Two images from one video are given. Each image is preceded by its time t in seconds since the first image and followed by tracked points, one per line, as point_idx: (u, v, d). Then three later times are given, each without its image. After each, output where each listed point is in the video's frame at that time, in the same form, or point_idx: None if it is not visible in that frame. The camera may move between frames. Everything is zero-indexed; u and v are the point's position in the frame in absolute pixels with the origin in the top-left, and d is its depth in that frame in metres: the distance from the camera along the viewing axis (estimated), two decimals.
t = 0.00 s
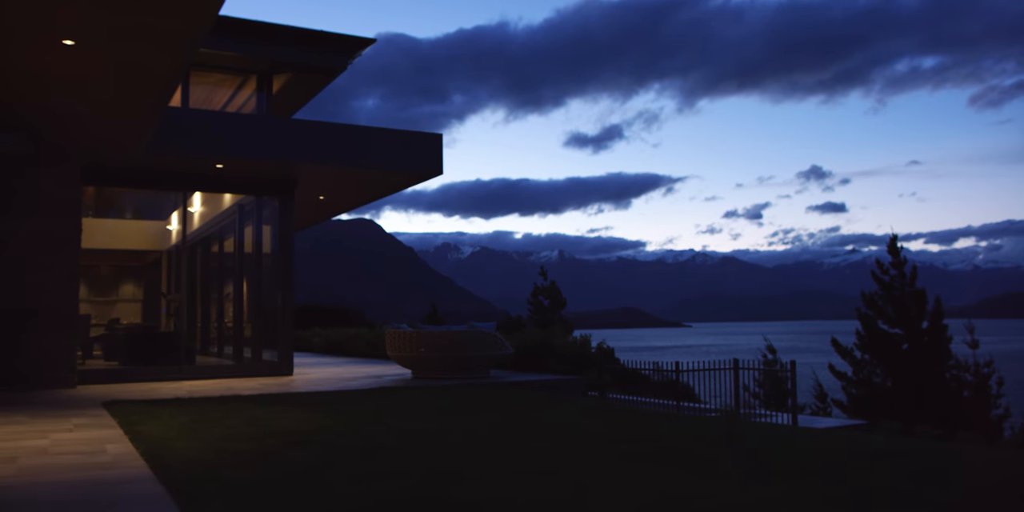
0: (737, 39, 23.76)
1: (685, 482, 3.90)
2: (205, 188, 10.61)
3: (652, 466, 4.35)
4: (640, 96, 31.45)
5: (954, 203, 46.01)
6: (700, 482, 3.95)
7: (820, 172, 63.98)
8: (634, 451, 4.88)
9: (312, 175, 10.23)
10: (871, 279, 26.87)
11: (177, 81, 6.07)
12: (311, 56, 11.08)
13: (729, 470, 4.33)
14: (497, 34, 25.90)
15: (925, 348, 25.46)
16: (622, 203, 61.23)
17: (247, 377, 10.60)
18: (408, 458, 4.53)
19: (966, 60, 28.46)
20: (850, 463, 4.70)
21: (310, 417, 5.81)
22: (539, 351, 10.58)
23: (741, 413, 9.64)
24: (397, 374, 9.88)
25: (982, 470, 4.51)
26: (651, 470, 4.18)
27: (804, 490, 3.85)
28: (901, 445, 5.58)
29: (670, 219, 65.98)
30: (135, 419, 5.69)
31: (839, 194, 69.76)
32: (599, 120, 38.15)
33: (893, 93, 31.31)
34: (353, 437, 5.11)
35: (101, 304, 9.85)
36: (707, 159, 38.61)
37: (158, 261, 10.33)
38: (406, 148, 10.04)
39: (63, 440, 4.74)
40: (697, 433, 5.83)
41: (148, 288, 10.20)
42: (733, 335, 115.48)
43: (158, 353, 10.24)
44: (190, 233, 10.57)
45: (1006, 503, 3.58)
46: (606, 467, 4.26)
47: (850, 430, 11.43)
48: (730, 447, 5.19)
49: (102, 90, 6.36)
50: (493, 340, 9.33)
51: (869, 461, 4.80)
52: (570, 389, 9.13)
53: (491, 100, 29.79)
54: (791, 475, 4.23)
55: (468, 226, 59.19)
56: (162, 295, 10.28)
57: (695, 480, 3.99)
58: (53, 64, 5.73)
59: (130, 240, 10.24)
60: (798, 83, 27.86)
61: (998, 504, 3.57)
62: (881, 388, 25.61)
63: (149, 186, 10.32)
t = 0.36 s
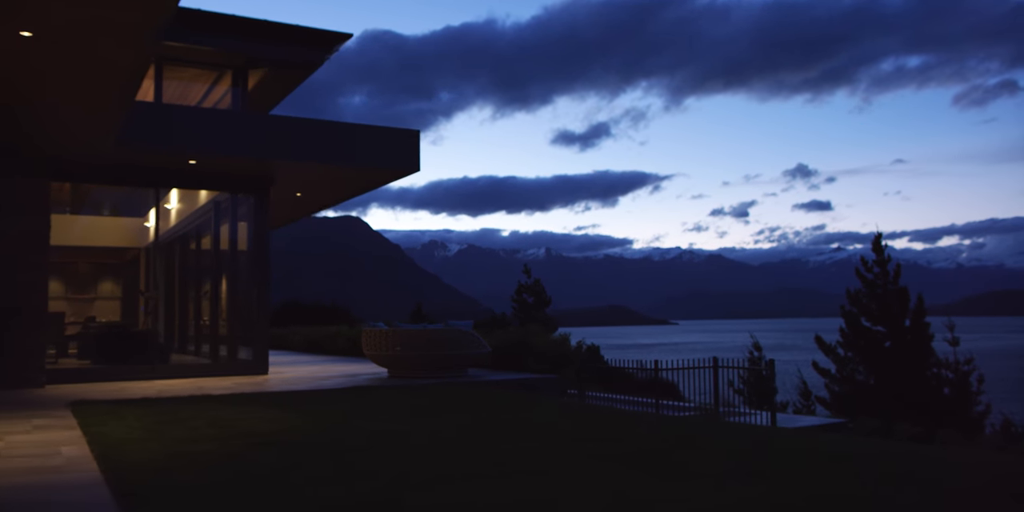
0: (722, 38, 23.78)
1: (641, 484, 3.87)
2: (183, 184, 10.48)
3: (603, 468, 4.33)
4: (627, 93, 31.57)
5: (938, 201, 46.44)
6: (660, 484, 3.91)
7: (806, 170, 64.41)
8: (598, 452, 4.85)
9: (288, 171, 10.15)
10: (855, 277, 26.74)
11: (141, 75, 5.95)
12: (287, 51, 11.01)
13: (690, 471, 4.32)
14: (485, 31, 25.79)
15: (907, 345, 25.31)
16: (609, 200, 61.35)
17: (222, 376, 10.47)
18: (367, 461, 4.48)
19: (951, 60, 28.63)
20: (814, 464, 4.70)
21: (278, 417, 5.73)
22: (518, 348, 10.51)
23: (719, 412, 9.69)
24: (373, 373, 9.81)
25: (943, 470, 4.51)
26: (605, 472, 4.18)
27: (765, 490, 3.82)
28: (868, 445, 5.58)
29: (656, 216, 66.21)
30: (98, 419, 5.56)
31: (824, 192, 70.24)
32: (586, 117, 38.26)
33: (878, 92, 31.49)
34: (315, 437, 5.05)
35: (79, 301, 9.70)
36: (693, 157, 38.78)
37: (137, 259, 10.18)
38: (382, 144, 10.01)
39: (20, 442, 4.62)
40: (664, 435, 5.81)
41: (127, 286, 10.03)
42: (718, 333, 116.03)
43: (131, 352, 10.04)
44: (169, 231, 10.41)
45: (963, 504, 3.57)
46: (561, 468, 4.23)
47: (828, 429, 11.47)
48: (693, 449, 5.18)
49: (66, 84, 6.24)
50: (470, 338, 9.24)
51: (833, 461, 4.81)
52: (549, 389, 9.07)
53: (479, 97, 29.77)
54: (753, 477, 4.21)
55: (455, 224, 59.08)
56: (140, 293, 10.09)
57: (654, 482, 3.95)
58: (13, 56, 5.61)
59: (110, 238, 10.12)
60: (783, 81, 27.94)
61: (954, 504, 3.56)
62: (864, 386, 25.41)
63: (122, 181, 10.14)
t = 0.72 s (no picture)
0: (707, 38, 23.79)
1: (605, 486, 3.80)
2: (160, 182, 10.34)
3: (572, 470, 4.27)
4: (615, 93, 31.73)
5: (921, 203, 46.92)
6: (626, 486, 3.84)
7: (791, 171, 64.96)
8: (568, 454, 4.78)
9: (263, 168, 10.05)
10: (839, 276, 26.80)
11: (106, 68, 5.89)
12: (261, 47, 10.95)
13: (658, 473, 4.26)
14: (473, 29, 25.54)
15: (890, 344, 25.25)
16: (596, 200, 61.53)
17: (196, 375, 10.34)
18: (329, 463, 4.40)
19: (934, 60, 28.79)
20: (784, 464, 4.66)
21: (243, 419, 5.64)
22: (495, 348, 10.41)
23: (698, 413, 9.71)
24: (349, 372, 9.70)
25: (912, 472, 4.48)
26: (572, 474, 4.11)
27: (732, 493, 3.76)
28: (840, 446, 5.54)
29: (642, 216, 66.49)
30: (60, 420, 5.45)
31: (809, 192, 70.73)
32: (573, 117, 38.38)
33: (862, 94, 31.70)
34: (279, 438, 4.95)
35: (56, 301, 9.60)
36: (679, 157, 38.97)
37: (115, 257, 10.11)
38: (358, 142, 9.92)
39: None
40: (636, 436, 5.75)
41: (105, 285, 9.99)
42: (704, 332, 116.43)
43: (104, 351, 9.92)
44: (146, 229, 10.33)
45: (929, 505, 3.52)
46: (526, 470, 4.15)
47: (807, 429, 11.48)
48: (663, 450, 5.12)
49: (30, 78, 6.15)
50: (447, 338, 9.13)
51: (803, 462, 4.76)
52: (527, 390, 9.01)
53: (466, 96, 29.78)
54: (721, 479, 4.15)
55: (441, 223, 59.01)
56: (118, 293, 10.05)
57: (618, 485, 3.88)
58: None
59: (89, 235, 10.08)
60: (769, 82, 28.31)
61: (919, 505, 3.52)
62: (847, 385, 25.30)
63: (94, 178, 9.96)
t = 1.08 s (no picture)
0: (692, 38, 23.82)
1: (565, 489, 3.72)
2: (133, 179, 10.19)
3: (532, 472, 4.20)
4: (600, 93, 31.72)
5: (903, 205, 47.25)
6: (586, 489, 3.77)
7: (775, 172, 65.41)
8: (532, 458, 4.70)
9: (235, 165, 9.92)
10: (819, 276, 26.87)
11: (64, 60, 5.75)
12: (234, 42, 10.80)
13: (619, 473, 4.20)
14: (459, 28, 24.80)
15: (870, 344, 25.31)
16: (580, 199, 61.60)
17: (168, 375, 10.13)
18: (284, 463, 4.30)
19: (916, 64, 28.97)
20: (747, 465, 4.60)
21: (204, 419, 5.56)
22: (468, 347, 10.31)
23: (672, 412, 9.72)
24: (321, 372, 9.57)
25: (877, 473, 4.43)
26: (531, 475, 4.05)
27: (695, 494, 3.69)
28: (805, 446, 5.53)
29: (627, 216, 66.62)
30: (16, 419, 5.36)
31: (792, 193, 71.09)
32: (557, 118, 38.39)
33: (845, 96, 31.83)
34: (238, 440, 4.83)
35: (29, 299, 9.61)
36: (663, 158, 39.02)
37: (89, 256, 10.07)
38: (330, 139, 9.80)
39: None
40: (604, 438, 5.68)
41: (79, 283, 9.94)
42: (688, 332, 116.89)
43: (71, 350, 9.69)
44: (120, 226, 10.26)
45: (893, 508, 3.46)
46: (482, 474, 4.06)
47: (784, 429, 11.48)
48: (629, 452, 5.04)
49: None
50: (420, 338, 9.02)
51: (768, 463, 4.69)
52: (501, 390, 8.92)
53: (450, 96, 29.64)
54: (684, 479, 4.07)
55: (425, 223, 58.85)
56: (90, 291, 9.97)
57: (582, 487, 3.80)
58: None
59: (63, 233, 9.99)
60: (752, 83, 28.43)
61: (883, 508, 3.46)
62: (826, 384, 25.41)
63: (64, 174, 9.82)
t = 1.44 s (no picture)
0: (673, 40, 23.82)
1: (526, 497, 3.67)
2: (102, 176, 10.04)
3: (500, 480, 4.14)
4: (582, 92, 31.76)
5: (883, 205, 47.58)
6: (550, 496, 3.71)
7: (755, 172, 65.83)
8: (499, 465, 4.64)
9: (203, 162, 9.78)
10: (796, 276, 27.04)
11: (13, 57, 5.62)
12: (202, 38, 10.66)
13: (587, 477, 4.16)
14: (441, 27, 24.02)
15: (847, 343, 25.39)
16: (562, 199, 61.66)
17: (135, 375, 9.94)
18: (243, 467, 4.22)
19: (895, 66, 29.15)
20: (713, 467, 4.58)
21: (162, 422, 5.46)
22: (440, 346, 10.22)
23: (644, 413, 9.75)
24: (290, 372, 9.45)
25: (842, 475, 4.43)
26: (497, 484, 3.99)
27: (658, 499, 3.65)
28: (768, 448, 5.51)
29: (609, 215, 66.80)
30: None
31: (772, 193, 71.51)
32: (540, 117, 38.41)
33: (824, 97, 31.99)
34: (193, 444, 4.74)
35: None
36: (645, 158, 39.11)
37: (57, 255, 9.78)
38: (299, 136, 9.69)
39: None
40: (571, 440, 5.63)
41: (50, 282, 9.66)
42: (669, 331, 117.34)
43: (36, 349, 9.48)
44: (88, 225, 10.00)
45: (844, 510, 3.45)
46: (445, 484, 3.98)
47: (758, 429, 11.50)
48: (594, 454, 5.01)
49: None
50: (391, 338, 8.92)
51: (735, 465, 4.67)
52: (472, 391, 8.84)
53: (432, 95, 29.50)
54: (647, 482, 4.04)
55: (406, 223, 58.54)
56: (60, 291, 9.73)
57: (545, 494, 3.74)
58: None
59: (31, 232, 9.72)
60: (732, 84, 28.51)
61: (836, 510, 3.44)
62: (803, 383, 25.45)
63: (30, 170, 9.64)
